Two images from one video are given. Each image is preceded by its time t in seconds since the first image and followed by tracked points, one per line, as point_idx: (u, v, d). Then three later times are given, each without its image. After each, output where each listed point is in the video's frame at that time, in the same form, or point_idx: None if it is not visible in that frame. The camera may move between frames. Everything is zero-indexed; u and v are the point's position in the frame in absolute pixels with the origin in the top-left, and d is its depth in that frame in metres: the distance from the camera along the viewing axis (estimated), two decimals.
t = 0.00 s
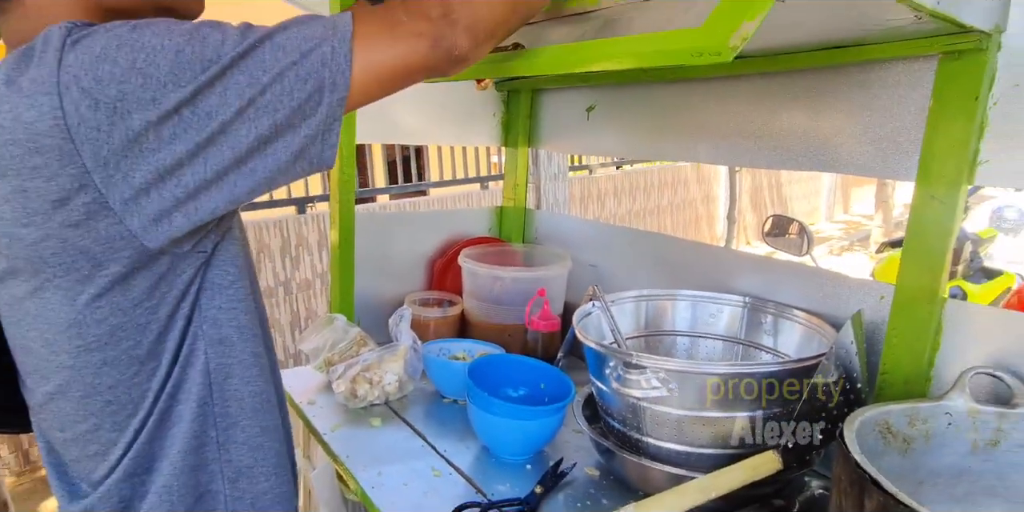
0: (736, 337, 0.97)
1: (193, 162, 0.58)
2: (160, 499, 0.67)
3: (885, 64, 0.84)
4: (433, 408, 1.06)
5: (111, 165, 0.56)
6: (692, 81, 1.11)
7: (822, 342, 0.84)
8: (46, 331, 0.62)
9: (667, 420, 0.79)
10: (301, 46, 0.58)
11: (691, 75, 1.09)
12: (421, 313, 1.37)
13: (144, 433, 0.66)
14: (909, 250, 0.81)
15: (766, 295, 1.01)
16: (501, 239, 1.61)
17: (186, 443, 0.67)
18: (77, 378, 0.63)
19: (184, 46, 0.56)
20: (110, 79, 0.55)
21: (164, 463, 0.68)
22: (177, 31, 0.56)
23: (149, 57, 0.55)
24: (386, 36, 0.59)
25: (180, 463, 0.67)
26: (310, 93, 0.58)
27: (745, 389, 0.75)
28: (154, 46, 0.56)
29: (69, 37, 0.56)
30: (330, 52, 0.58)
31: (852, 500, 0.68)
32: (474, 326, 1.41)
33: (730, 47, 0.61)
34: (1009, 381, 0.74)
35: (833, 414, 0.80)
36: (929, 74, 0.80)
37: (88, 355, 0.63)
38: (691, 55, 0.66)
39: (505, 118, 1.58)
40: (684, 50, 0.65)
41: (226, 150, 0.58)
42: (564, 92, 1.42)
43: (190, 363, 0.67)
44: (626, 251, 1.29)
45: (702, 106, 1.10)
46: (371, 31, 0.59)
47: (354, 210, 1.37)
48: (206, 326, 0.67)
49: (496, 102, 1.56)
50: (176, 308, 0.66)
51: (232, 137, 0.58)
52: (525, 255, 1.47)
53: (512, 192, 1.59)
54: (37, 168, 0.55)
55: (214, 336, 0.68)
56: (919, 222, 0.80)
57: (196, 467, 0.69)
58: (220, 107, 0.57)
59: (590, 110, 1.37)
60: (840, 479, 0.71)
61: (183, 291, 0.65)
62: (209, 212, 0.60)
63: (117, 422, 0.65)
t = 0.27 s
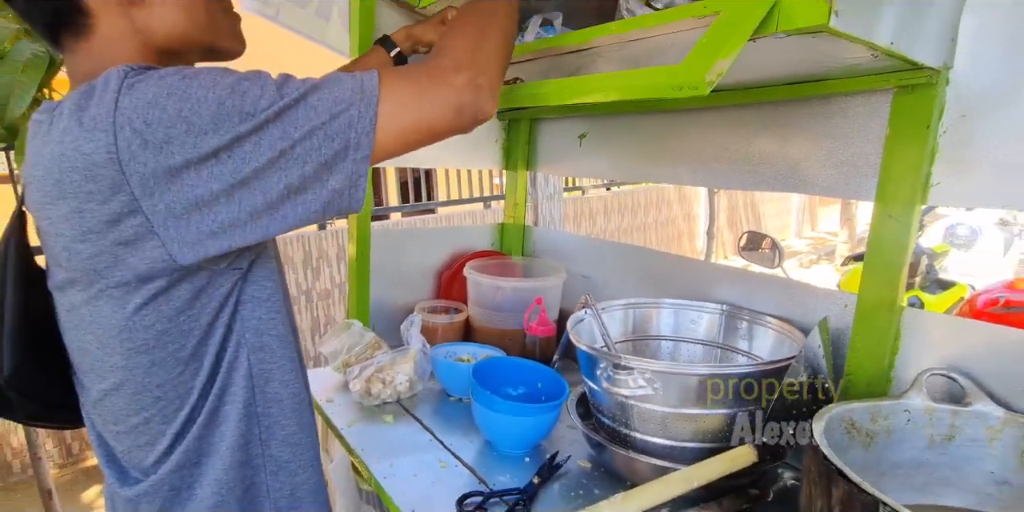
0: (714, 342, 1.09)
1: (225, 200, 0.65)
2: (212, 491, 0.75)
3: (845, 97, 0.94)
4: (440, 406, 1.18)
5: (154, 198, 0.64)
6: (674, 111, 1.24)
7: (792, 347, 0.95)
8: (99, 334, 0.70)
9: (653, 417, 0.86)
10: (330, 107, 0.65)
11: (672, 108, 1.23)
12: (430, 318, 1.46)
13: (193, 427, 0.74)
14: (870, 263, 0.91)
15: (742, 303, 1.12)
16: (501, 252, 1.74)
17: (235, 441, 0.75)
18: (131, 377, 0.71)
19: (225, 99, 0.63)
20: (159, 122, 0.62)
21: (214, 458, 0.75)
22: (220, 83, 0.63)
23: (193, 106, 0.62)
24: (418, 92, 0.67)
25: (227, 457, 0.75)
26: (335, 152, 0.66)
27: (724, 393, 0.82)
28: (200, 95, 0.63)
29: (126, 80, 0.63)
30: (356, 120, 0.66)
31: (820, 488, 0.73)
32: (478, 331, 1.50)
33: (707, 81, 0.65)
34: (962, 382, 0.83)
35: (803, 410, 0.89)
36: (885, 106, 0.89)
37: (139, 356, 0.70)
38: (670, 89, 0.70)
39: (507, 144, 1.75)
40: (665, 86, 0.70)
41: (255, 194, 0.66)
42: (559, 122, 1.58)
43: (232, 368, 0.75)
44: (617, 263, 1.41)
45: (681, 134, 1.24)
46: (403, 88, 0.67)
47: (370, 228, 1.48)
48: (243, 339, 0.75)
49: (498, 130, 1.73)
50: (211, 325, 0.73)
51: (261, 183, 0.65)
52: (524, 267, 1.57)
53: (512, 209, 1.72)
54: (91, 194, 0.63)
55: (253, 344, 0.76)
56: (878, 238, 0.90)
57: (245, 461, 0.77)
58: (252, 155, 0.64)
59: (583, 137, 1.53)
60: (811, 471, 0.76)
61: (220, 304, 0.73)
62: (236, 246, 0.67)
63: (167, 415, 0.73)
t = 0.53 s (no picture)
0: (699, 339, 1.21)
1: (253, 190, 0.71)
2: (225, 470, 0.81)
3: (818, 114, 1.03)
4: (445, 399, 1.29)
5: (187, 191, 0.68)
6: (665, 127, 1.32)
7: (770, 343, 1.06)
8: (134, 326, 0.76)
9: (642, 408, 0.92)
10: (343, 100, 0.73)
11: (661, 123, 1.31)
12: (436, 317, 1.54)
13: (213, 412, 0.80)
14: (844, 268, 1.00)
15: (725, 304, 1.22)
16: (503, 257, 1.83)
17: (248, 423, 0.81)
18: (160, 366, 0.77)
19: (252, 99, 0.70)
20: (193, 122, 0.67)
21: (230, 440, 0.82)
22: (245, 88, 0.70)
23: (223, 106, 0.68)
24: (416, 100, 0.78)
25: (241, 441, 0.81)
26: (350, 138, 0.73)
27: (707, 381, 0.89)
28: (229, 98, 0.69)
29: (160, 90, 0.69)
30: (365, 104, 0.74)
31: (797, 475, 0.70)
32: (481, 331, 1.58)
33: (691, 100, 0.68)
34: (927, 377, 0.88)
35: (781, 404, 0.95)
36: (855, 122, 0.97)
37: (168, 346, 0.76)
38: (658, 105, 0.73)
39: (507, 157, 1.84)
40: (653, 102, 0.73)
41: (280, 181, 0.71)
42: (553, 137, 1.68)
43: (247, 355, 0.81)
44: (613, 268, 1.49)
45: (671, 149, 1.33)
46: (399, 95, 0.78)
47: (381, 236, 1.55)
48: (259, 325, 0.82)
49: (499, 144, 1.82)
50: (239, 305, 0.80)
51: (285, 171, 0.71)
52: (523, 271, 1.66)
53: (512, 218, 1.81)
54: (131, 193, 0.68)
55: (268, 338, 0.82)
56: (849, 244, 0.99)
57: (259, 445, 0.83)
58: (277, 147, 0.70)
59: (577, 152, 1.61)
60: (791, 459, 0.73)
61: (241, 297, 0.80)
62: (264, 232, 0.72)
63: (185, 403, 0.80)
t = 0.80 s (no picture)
0: (702, 346, 1.20)
1: (256, 182, 0.71)
2: (224, 462, 0.80)
3: (819, 120, 1.03)
4: (447, 405, 1.28)
5: (192, 182, 0.69)
6: (666, 133, 1.33)
7: (773, 350, 1.05)
8: (136, 320, 0.76)
9: (645, 415, 0.92)
10: (343, 93, 0.75)
11: (662, 129, 1.31)
12: (438, 323, 1.54)
13: (211, 411, 0.79)
14: (847, 273, 1.00)
15: (726, 309, 1.22)
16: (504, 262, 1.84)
17: (246, 417, 0.80)
18: (159, 361, 0.77)
19: (255, 93, 0.71)
20: (198, 114, 0.68)
21: (227, 434, 0.81)
22: (249, 83, 0.71)
23: (228, 99, 0.70)
24: (409, 96, 0.80)
25: (239, 438, 0.80)
26: (349, 129, 0.75)
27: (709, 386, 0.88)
28: (233, 92, 0.70)
29: (166, 85, 0.70)
30: (362, 97, 0.76)
31: (802, 482, 0.69)
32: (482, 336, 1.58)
33: (694, 106, 0.68)
34: (931, 384, 0.87)
35: (784, 410, 0.95)
36: (857, 128, 0.97)
37: (168, 341, 0.76)
38: (661, 113, 0.73)
39: (508, 163, 1.84)
40: (656, 109, 0.73)
41: (282, 172, 0.72)
42: (554, 143, 1.68)
43: (246, 352, 0.81)
44: (614, 275, 1.49)
45: (673, 155, 1.33)
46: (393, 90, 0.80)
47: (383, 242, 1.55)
48: (258, 321, 0.81)
49: (500, 150, 1.82)
50: (240, 301, 0.79)
51: (287, 162, 0.72)
52: (525, 277, 1.65)
53: (514, 224, 1.82)
54: (137, 187, 0.68)
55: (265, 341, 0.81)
56: (850, 250, 0.99)
57: (258, 445, 0.82)
58: (280, 139, 0.71)
59: (578, 158, 1.62)
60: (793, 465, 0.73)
61: (241, 294, 0.79)
62: (265, 223, 0.73)
63: (182, 400, 0.79)
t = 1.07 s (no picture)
0: (705, 350, 1.20)
1: (250, 189, 0.70)
2: (226, 466, 0.80)
3: (823, 124, 1.03)
4: (450, 409, 1.28)
5: (183, 189, 0.68)
6: (670, 136, 1.32)
7: (777, 354, 1.05)
8: (136, 324, 0.76)
9: (650, 419, 0.92)
10: (337, 99, 0.72)
11: (666, 132, 1.31)
12: (440, 326, 1.53)
13: (214, 414, 0.79)
14: (852, 277, 0.99)
15: (729, 313, 1.22)
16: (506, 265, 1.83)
17: (248, 421, 0.80)
18: (159, 365, 0.76)
19: (248, 100, 0.69)
20: (190, 120, 0.67)
21: (230, 438, 0.80)
22: (243, 89, 0.70)
23: (220, 105, 0.68)
24: (415, 97, 0.77)
25: (244, 440, 0.80)
26: (343, 136, 0.73)
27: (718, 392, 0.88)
28: (225, 98, 0.69)
29: (159, 90, 0.69)
30: (357, 103, 0.73)
31: (809, 487, 0.69)
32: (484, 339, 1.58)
33: (701, 109, 0.69)
34: (937, 388, 0.87)
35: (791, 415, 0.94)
36: (862, 131, 0.97)
37: (168, 344, 0.75)
38: (669, 115, 0.73)
39: (511, 166, 1.84)
40: (664, 112, 0.73)
41: (276, 180, 0.71)
42: (558, 146, 1.68)
43: (247, 356, 0.80)
44: (616, 278, 1.49)
45: (676, 158, 1.33)
46: (396, 91, 0.77)
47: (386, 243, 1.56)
48: (259, 324, 0.81)
49: (503, 153, 1.82)
50: (239, 308, 0.79)
51: (280, 169, 0.71)
52: (527, 280, 1.65)
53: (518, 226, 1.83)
54: (132, 192, 0.68)
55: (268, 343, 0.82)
56: (856, 254, 0.98)
57: (263, 445, 0.82)
58: (272, 146, 0.70)
59: (582, 160, 1.62)
60: (799, 470, 0.72)
61: (241, 297, 0.78)
62: (262, 230, 0.72)
63: (183, 403, 0.79)
